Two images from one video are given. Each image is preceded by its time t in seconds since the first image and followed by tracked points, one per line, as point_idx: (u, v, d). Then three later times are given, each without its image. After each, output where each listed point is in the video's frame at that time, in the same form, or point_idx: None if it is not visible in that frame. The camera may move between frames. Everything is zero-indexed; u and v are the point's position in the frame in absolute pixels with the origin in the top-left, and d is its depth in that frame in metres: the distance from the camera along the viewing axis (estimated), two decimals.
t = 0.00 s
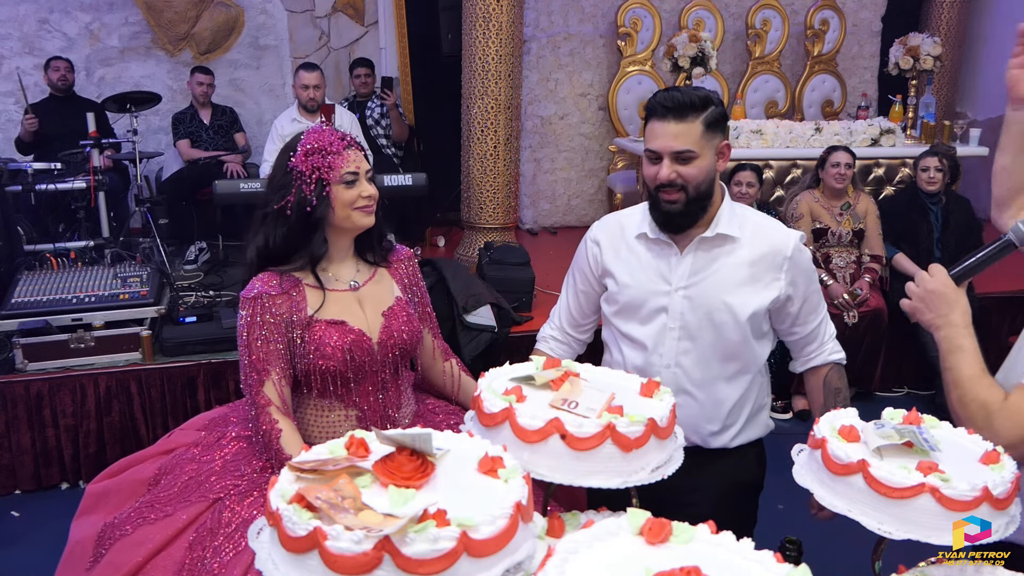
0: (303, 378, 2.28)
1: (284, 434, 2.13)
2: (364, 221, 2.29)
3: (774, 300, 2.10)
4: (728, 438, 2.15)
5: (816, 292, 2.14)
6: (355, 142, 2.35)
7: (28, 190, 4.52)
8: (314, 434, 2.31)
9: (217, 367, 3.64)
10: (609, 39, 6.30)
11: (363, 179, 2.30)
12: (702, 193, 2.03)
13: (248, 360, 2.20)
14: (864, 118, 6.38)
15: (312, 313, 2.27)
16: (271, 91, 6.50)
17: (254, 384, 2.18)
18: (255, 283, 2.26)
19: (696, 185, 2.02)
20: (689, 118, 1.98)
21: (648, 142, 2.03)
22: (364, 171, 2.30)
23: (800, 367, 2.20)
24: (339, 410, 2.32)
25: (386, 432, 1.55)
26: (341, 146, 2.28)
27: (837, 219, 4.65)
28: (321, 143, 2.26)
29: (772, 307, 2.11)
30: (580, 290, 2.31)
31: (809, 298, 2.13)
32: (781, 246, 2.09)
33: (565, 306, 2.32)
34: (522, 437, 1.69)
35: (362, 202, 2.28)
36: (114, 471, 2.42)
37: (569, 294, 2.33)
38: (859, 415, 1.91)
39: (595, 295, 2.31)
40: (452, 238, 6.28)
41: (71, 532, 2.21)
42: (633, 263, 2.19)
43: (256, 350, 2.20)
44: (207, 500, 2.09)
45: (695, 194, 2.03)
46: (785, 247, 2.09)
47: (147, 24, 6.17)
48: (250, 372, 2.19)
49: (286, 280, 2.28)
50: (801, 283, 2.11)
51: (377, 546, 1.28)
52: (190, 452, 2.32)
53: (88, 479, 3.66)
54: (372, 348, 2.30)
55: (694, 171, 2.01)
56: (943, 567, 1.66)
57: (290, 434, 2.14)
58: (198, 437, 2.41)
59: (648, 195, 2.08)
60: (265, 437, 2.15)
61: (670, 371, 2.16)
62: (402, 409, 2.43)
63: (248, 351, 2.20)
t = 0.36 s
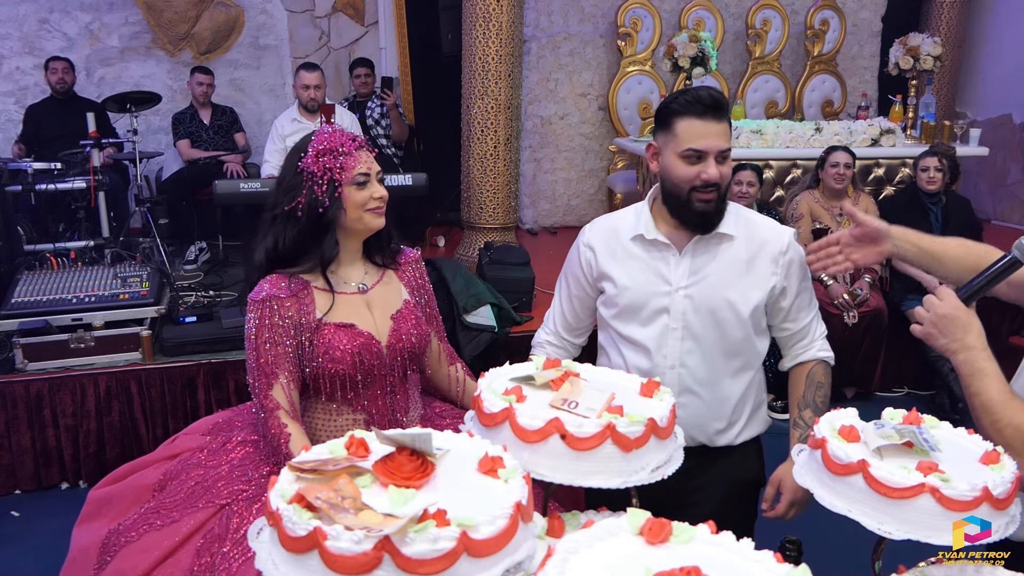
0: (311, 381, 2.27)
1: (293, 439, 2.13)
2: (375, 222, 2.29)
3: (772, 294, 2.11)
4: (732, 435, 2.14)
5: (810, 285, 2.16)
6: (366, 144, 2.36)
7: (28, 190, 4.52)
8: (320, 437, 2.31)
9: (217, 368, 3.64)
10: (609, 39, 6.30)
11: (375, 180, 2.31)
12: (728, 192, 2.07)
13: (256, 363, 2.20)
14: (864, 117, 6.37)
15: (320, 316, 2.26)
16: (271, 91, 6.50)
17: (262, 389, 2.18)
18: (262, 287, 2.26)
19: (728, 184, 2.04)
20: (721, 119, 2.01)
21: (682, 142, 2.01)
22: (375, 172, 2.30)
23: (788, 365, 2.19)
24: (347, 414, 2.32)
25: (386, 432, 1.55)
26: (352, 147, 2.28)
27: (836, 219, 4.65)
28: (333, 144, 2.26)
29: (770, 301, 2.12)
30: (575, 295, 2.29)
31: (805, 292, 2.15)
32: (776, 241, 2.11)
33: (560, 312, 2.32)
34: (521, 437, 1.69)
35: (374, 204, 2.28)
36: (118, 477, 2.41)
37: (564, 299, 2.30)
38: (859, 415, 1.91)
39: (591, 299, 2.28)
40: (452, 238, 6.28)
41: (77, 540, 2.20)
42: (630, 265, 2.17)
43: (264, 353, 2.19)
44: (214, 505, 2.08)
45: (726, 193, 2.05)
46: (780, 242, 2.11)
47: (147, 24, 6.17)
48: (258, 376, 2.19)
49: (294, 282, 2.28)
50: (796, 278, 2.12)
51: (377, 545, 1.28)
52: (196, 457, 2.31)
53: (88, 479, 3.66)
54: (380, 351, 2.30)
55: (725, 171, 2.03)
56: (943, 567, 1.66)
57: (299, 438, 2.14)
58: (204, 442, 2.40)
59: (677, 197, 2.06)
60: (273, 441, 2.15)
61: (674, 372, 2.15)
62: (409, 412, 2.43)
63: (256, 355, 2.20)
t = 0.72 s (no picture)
0: (315, 387, 2.27)
1: (300, 445, 2.13)
2: (378, 227, 2.28)
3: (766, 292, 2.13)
4: (730, 433, 2.15)
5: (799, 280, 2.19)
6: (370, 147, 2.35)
7: (28, 190, 4.51)
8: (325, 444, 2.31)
9: (217, 368, 3.64)
10: (609, 38, 6.30)
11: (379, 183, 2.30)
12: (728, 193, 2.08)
13: (260, 369, 2.19)
14: (864, 117, 6.37)
15: (324, 322, 2.26)
16: (271, 91, 6.50)
17: (267, 397, 2.17)
18: (266, 292, 2.25)
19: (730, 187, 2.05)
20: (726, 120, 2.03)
21: (690, 142, 2.01)
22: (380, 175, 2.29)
23: (780, 358, 2.23)
24: (352, 420, 2.32)
25: (387, 432, 1.55)
26: (357, 150, 2.27)
27: (836, 219, 4.65)
28: (338, 147, 2.25)
29: (763, 300, 2.14)
30: (567, 298, 2.28)
31: (796, 288, 2.17)
32: (767, 240, 2.12)
33: (552, 315, 2.30)
34: (521, 437, 1.69)
35: (378, 208, 2.27)
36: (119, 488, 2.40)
37: (556, 302, 2.29)
38: (858, 415, 1.92)
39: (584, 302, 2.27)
40: (452, 238, 6.28)
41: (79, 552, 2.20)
42: (625, 268, 2.17)
43: (268, 359, 2.19)
44: (220, 514, 2.07)
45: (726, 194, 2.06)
46: (771, 241, 2.12)
47: (146, 24, 6.17)
48: (263, 383, 2.18)
49: (298, 288, 2.28)
50: (787, 275, 2.15)
51: (377, 545, 1.28)
52: (198, 466, 2.30)
53: (88, 479, 3.66)
54: (386, 356, 2.30)
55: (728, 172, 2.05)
56: (942, 566, 1.66)
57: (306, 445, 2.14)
58: (206, 451, 2.40)
59: (681, 197, 2.05)
60: (279, 448, 2.14)
61: (674, 373, 2.15)
62: (413, 416, 2.43)
63: (261, 361, 2.19)
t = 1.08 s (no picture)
0: (316, 390, 2.27)
1: (302, 448, 2.13)
2: (377, 229, 2.28)
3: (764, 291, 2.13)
4: (730, 432, 2.15)
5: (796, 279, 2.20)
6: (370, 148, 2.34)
7: (28, 190, 4.51)
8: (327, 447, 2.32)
9: (217, 368, 3.64)
10: (609, 38, 6.30)
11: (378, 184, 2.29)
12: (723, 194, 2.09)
13: (261, 371, 2.19)
14: (864, 117, 6.37)
15: (325, 324, 2.27)
16: (271, 91, 6.50)
17: (269, 399, 2.17)
18: (266, 294, 2.25)
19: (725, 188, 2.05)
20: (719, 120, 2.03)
21: (685, 144, 2.01)
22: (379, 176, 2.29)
23: (776, 354, 2.24)
24: (352, 422, 2.33)
25: (387, 432, 1.55)
26: (355, 151, 2.27)
27: (836, 219, 4.65)
28: (337, 149, 2.25)
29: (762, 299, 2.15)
30: (564, 299, 2.28)
31: (793, 287, 2.18)
32: (765, 238, 2.13)
33: (549, 316, 2.29)
34: (521, 437, 1.69)
35: (377, 209, 2.27)
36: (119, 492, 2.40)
37: (555, 303, 2.28)
38: (859, 414, 1.91)
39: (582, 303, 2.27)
40: (452, 238, 6.28)
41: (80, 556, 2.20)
42: (624, 268, 2.16)
43: (269, 361, 2.19)
44: (221, 519, 2.06)
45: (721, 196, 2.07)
46: (769, 239, 2.13)
47: (147, 24, 6.17)
48: (264, 385, 2.18)
49: (299, 289, 2.28)
50: (784, 274, 2.16)
51: (377, 545, 1.28)
52: (199, 471, 2.30)
53: (88, 479, 3.66)
54: (386, 358, 2.31)
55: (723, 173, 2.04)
56: (942, 566, 1.66)
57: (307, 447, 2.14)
58: (207, 455, 2.39)
59: (676, 199, 2.05)
60: (280, 451, 2.14)
61: (675, 373, 2.14)
62: (413, 418, 2.43)
63: (262, 363, 2.19)
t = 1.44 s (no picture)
0: (317, 390, 2.28)
1: (304, 449, 2.13)
2: (379, 229, 2.28)
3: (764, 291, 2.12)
4: (729, 432, 2.15)
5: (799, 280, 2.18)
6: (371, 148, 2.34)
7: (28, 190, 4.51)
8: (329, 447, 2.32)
9: (217, 368, 3.64)
10: (609, 38, 6.30)
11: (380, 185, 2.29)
12: (712, 191, 2.05)
13: (263, 372, 2.19)
14: (863, 117, 6.38)
15: (326, 324, 2.27)
16: (271, 91, 6.50)
17: (270, 399, 2.17)
18: (268, 294, 2.25)
19: (710, 185, 2.03)
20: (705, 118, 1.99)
21: (663, 141, 2.01)
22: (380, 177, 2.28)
23: (780, 357, 2.22)
24: (354, 423, 2.33)
25: (387, 432, 1.55)
26: (356, 152, 2.27)
27: (837, 219, 4.66)
28: (338, 149, 2.25)
29: (761, 299, 2.14)
30: (567, 297, 2.28)
31: (795, 289, 2.17)
32: (765, 238, 2.12)
33: (552, 314, 2.30)
34: (521, 437, 1.69)
35: (378, 210, 2.27)
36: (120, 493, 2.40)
37: (556, 301, 2.29)
38: (858, 414, 1.91)
39: (583, 301, 2.27)
40: (452, 238, 6.29)
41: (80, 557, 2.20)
42: (623, 267, 2.17)
43: (270, 360, 2.19)
44: (221, 521, 2.06)
45: (708, 193, 2.04)
46: (770, 239, 2.12)
47: (147, 25, 6.18)
48: (266, 386, 2.18)
49: (300, 289, 2.28)
50: (786, 276, 2.14)
51: (377, 546, 1.28)
52: (199, 472, 2.30)
53: (88, 479, 3.66)
54: (387, 359, 2.31)
55: (707, 171, 2.02)
56: (943, 566, 1.66)
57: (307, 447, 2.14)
58: (207, 456, 2.39)
59: (658, 196, 2.06)
60: (282, 451, 2.14)
61: (672, 371, 2.15)
62: (414, 418, 2.43)
63: (263, 363, 2.19)
